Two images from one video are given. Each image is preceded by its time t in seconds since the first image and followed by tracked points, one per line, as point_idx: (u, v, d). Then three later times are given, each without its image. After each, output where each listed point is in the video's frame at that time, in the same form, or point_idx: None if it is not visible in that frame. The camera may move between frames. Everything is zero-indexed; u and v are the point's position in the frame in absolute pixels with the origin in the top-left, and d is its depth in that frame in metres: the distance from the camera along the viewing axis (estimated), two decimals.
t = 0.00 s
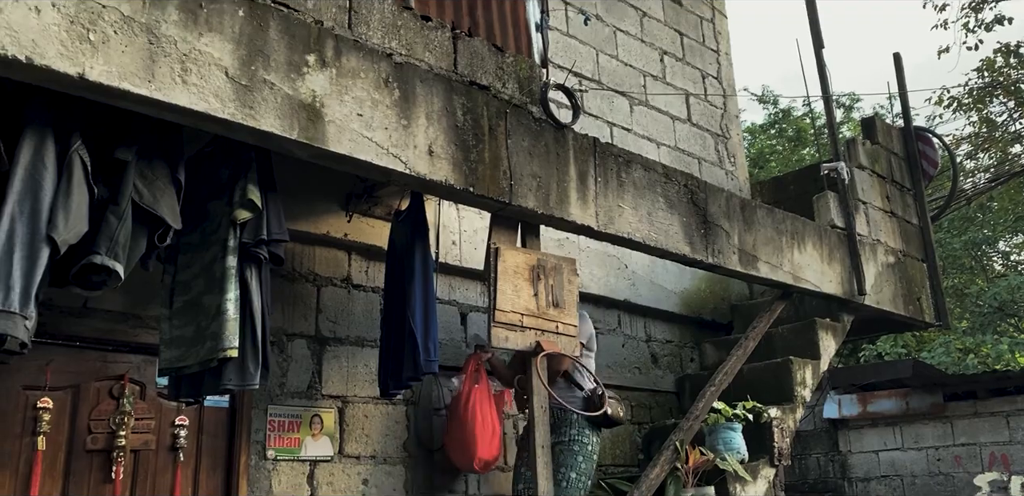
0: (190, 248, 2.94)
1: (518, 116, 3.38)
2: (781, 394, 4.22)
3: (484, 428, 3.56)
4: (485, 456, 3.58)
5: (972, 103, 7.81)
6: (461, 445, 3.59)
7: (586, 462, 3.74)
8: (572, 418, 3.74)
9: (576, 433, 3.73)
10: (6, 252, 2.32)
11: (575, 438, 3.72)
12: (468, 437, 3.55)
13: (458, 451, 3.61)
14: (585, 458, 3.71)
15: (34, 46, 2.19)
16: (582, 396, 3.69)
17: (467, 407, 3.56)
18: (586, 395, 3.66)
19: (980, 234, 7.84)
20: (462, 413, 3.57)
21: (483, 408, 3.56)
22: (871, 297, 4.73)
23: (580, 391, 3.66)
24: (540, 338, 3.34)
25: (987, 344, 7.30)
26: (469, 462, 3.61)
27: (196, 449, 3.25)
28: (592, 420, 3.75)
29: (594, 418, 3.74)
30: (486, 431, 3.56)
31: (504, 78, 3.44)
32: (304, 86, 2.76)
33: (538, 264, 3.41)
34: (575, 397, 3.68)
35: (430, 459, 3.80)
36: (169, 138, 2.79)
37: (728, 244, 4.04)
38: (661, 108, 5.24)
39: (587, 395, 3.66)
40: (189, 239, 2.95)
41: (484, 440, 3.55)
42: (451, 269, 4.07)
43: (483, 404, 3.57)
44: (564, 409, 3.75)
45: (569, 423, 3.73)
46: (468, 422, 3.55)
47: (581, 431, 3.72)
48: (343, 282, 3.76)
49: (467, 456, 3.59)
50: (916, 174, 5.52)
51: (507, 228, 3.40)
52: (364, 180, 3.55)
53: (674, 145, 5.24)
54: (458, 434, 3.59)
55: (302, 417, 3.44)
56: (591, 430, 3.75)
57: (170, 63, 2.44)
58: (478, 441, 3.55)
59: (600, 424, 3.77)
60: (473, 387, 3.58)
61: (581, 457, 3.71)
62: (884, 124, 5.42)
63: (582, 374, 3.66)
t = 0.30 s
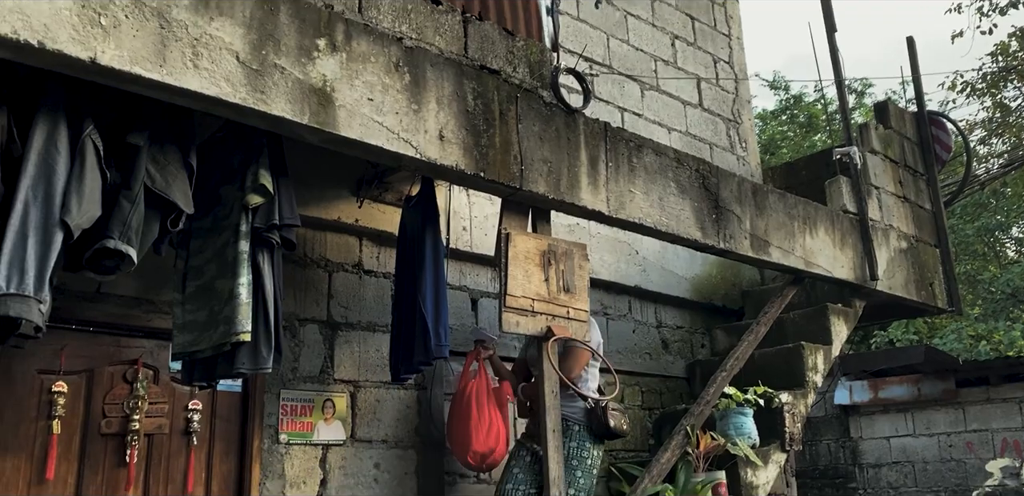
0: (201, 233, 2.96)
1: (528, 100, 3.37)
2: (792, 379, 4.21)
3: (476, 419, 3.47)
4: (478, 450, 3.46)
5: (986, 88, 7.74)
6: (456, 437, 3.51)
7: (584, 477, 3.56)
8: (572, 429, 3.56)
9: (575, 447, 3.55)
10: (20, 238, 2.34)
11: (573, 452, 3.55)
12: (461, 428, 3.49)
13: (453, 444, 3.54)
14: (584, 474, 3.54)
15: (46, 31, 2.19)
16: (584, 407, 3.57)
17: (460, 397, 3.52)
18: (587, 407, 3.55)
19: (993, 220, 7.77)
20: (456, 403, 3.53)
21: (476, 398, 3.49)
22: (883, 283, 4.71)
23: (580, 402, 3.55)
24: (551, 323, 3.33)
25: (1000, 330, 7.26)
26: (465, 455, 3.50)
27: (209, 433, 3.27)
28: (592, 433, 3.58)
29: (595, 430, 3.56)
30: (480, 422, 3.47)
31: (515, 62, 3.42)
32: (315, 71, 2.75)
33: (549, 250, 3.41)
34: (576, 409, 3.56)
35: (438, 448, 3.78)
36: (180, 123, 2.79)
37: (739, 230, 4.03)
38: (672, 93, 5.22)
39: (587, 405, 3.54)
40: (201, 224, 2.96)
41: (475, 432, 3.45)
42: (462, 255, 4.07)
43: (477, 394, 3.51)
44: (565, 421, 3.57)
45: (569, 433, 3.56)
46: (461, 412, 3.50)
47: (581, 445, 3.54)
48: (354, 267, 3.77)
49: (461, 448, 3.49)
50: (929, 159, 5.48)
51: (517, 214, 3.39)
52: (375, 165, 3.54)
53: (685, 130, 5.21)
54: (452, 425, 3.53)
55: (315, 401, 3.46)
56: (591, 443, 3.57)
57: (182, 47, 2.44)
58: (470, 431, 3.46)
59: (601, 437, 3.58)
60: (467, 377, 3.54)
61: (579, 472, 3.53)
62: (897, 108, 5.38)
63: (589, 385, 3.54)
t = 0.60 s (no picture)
0: (216, 215, 2.97)
1: (542, 81, 3.35)
2: (807, 361, 4.20)
3: (486, 418, 3.47)
4: (490, 449, 3.45)
5: (1004, 70, 7.64)
6: (464, 438, 3.48)
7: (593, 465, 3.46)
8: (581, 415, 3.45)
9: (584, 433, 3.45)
10: (37, 218, 2.35)
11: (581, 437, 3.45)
12: (471, 428, 3.46)
13: (461, 446, 3.50)
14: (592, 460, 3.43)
15: (61, 10, 2.19)
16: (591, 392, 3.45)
17: (467, 397, 3.51)
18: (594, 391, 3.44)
19: (1009, 203, 7.56)
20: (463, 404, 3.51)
21: (484, 398, 3.50)
22: (899, 265, 4.68)
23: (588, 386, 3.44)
24: (565, 305, 3.33)
25: (1016, 314, 7.21)
26: (475, 457, 3.48)
27: (225, 414, 3.29)
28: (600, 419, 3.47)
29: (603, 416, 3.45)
30: (488, 418, 3.47)
31: (528, 42, 3.40)
32: (328, 51, 2.74)
33: (563, 231, 3.39)
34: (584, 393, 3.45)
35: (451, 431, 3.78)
36: (195, 103, 2.79)
37: (754, 211, 4.00)
38: (686, 74, 5.18)
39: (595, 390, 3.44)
40: (216, 206, 2.97)
41: (488, 431, 3.44)
42: (475, 237, 4.06)
43: (485, 394, 3.51)
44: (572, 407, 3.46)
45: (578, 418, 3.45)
46: (470, 412, 3.48)
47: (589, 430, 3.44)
48: (368, 249, 3.77)
49: (473, 446, 3.47)
50: (945, 141, 5.43)
51: (531, 195, 3.38)
52: (388, 146, 3.54)
53: (700, 112, 5.18)
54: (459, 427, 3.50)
55: (329, 382, 3.48)
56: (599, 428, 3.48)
57: (196, 27, 2.44)
58: (482, 431, 3.45)
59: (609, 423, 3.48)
60: (473, 377, 3.54)
61: (587, 460, 3.43)
62: (914, 89, 5.32)
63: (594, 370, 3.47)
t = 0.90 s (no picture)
0: (233, 196, 2.97)
1: (558, 61, 3.32)
2: (823, 344, 4.17)
3: (499, 428, 3.37)
4: (510, 459, 3.35)
5: None
6: (479, 452, 3.34)
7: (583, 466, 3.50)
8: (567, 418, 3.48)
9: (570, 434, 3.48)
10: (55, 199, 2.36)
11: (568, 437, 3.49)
12: (484, 439, 3.33)
13: (474, 459, 3.34)
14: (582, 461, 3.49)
15: None
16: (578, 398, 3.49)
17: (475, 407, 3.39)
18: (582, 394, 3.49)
19: None
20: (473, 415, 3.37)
21: (491, 407, 3.41)
22: (917, 247, 4.64)
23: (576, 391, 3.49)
24: (580, 287, 3.31)
25: None
26: (490, 468, 3.34)
27: (243, 395, 3.31)
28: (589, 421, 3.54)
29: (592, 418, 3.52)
30: (493, 423, 3.37)
31: (544, 22, 3.37)
32: (343, 31, 2.73)
33: (578, 213, 3.37)
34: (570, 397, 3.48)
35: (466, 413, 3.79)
36: (210, 84, 2.79)
37: (772, 193, 3.98)
38: (702, 55, 5.13)
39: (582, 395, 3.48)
40: (232, 187, 2.98)
41: (504, 438, 3.35)
42: (490, 220, 4.05)
43: (491, 404, 3.42)
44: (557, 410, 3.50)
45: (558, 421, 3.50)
46: (482, 423, 3.36)
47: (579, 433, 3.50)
48: (383, 232, 3.77)
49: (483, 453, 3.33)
50: (965, 122, 5.37)
51: (546, 177, 3.36)
52: (403, 128, 3.52)
53: (716, 93, 5.14)
54: (471, 440, 3.35)
55: (346, 364, 3.48)
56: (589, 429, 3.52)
57: (211, 7, 2.42)
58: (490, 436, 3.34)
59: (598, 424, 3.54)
60: (477, 386, 3.43)
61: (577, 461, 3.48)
62: (933, 70, 5.26)
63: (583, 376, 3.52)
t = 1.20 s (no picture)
0: (249, 179, 2.97)
1: (572, 42, 3.29)
2: (838, 327, 4.16)
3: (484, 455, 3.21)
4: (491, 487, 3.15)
5: None
6: (463, 484, 3.15)
7: (563, 468, 3.27)
8: (560, 427, 3.37)
9: (558, 440, 3.34)
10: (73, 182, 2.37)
11: (556, 444, 3.34)
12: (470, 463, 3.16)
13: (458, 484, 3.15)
14: (561, 460, 3.27)
15: None
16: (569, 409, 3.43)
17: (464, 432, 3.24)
18: (575, 407, 3.43)
19: None
20: (461, 443, 3.22)
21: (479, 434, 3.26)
22: (934, 230, 4.60)
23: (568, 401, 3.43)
24: (595, 270, 3.31)
25: None
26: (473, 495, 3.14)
27: (259, 376, 3.33)
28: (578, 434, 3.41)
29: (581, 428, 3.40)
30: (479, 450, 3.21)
31: (559, 3, 3.34)
32: (357, 13, 2.71)
33: (593, 196, 3.36)
34: (562, 408, 3.41)
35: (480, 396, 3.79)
36: (226, 67, 2.78)
37: (788, 175, 3.95)
38: (718, 37, 5.08)
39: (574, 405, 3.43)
40: (248, 170, 2.98)
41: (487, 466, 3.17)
42: (504, 203, 4.03)
43: (480, 434, 3.27)
44: (550, 421, 3.39)
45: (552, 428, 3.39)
46: (469, 452, 3.20)
47: (567, 437, 3.35)
48: (397, 215, 3.77)
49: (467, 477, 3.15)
50: (984, 103, 5.30)
51: (561, 159, 3.34)
52: (417, 110, 3.51)
53: (731, 75, 5.10)
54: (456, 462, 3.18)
55: (361, 346, 3.50)
56: (579, 442, 3.38)
57: None
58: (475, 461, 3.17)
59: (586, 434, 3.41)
60: (468, 414, 3.29)
61: (556, 459, 3.28)
62: (952, 50, 5.19)
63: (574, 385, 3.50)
